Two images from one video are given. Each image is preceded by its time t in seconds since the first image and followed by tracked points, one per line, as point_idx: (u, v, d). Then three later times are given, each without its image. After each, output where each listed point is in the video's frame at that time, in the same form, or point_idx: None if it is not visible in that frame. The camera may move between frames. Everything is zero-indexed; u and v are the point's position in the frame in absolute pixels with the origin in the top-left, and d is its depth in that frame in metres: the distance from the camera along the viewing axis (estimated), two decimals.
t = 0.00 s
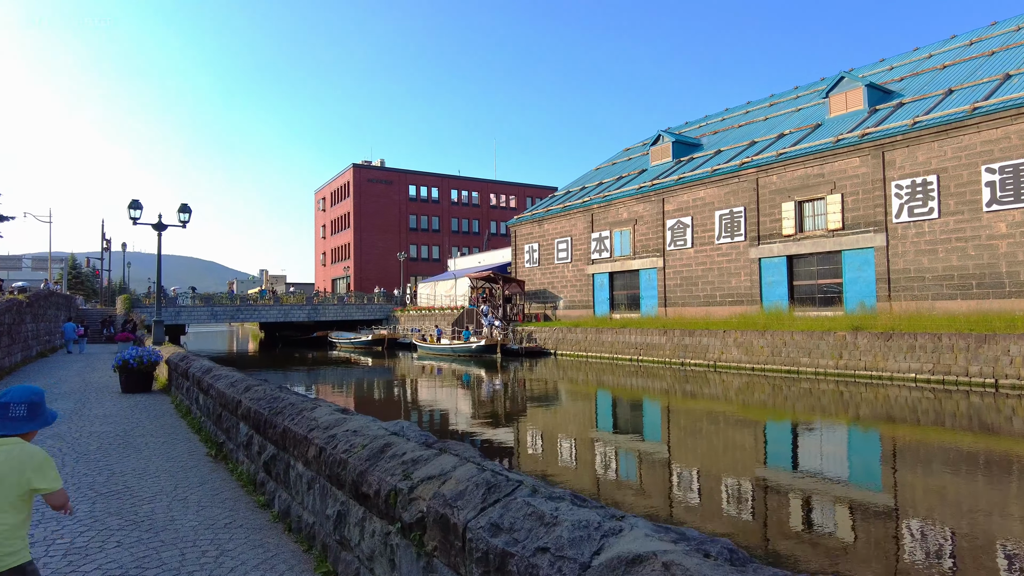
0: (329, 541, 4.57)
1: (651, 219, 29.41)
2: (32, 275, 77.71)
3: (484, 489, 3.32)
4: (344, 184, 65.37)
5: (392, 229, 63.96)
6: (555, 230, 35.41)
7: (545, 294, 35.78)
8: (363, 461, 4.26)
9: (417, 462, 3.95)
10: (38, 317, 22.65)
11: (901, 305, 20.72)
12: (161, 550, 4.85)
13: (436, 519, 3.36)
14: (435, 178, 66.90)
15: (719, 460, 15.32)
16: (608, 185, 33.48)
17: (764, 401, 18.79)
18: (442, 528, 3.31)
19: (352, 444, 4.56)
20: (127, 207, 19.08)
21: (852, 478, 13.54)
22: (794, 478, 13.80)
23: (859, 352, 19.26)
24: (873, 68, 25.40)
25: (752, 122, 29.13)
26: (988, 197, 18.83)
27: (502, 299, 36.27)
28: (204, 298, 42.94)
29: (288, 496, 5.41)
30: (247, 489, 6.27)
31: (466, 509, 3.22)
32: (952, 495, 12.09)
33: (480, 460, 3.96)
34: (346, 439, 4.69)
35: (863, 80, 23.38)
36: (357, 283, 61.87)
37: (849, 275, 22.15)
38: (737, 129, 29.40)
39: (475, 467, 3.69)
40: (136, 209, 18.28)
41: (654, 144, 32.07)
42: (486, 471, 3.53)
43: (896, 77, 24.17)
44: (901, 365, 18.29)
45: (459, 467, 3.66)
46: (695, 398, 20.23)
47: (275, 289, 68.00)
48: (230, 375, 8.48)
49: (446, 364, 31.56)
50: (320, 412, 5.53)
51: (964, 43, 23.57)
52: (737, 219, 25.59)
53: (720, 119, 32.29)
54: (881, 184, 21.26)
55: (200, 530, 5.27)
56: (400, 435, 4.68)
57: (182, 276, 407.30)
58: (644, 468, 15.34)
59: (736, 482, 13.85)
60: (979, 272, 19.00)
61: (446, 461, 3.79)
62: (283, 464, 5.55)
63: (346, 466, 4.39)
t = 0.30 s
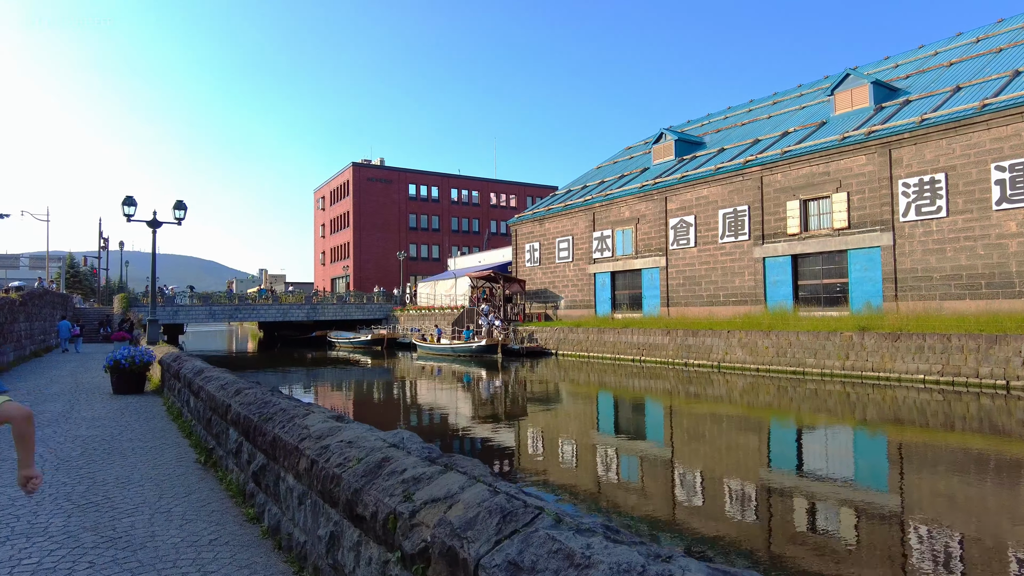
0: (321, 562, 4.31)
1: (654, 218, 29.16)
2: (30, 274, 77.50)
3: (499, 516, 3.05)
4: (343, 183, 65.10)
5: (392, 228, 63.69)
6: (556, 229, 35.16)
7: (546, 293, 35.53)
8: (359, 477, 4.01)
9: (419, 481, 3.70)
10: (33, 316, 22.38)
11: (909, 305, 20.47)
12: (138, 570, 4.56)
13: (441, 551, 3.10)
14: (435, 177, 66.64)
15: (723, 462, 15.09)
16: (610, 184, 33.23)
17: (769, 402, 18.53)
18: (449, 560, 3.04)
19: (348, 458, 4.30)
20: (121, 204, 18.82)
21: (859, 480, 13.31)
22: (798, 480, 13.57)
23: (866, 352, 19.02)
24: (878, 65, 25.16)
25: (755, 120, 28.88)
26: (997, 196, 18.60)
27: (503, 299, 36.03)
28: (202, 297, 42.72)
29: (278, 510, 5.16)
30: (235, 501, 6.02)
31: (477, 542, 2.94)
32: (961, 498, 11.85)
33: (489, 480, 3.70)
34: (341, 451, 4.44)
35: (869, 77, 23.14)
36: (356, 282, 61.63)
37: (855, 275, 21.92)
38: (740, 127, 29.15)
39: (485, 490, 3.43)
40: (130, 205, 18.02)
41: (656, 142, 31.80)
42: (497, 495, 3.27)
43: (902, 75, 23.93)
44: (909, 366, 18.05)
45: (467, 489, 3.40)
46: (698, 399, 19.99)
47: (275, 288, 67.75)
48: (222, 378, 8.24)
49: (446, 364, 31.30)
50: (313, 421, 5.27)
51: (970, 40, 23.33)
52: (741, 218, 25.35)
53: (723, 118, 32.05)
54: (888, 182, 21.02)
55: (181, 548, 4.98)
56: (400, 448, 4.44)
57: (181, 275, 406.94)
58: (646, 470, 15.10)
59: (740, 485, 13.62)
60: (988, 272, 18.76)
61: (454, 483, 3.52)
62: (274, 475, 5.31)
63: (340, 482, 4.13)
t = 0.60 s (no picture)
0: None
1: (652, 217, 28.96)
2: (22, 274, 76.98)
3: (508, 552, 2.79)
4: (339, 183, 64.79)
5: (388, 228, 63.39)
6: (553, 229, 34.95)
7: (543, 294, 35.32)
8: (345, 498, 3.77)
9: (411, 502, 3.47)
10: (22, 316, 22.04)
11: (910, 306, 20.30)
12: None
13: None
14: (431, 177, 66.37)
15: (722, 463, 14.91)
16: (607, 183, 33.03)
17: (769, 404, 18.34)
18: None
19: (335, 476, 4.06)
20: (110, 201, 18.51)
21: (860, 482, 13.14)
22: (798, 482, 13.40)
23: (868, 354, 18.85)
24: (877, 65, 25.04)
25: (754, 119, 28.72)
26: (1001, 195, 18.45)
27: (500, 299, 35.79)
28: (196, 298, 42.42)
29: (260, 528, 4.93)
30: (217, 514, 5.78)
31: None
32: (964, 501, 11.66)
33: (492, 506, 3.46)
34: (326, 468, 4.21)
35: (869, 76, 22.99)
36: (352, 282, 61.31)
37: (856, 275, 21.76)
38: (739, 127, 28.99)
39: (489, 518, 3.18)
40: (119, 203, 17.73)
41: (654, 141, 31.62)
42: (502, 525, 3.03)
43: (902, 74, 23.80)
44: (911, 367, 17.88)
45: (468, 517, 3.16)
46: (697, 401, 19.81)
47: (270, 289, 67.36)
48: (209, 382, 8.01)
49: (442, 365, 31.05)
50: (299, 433, 5.03)
51: (970, 39, 23.21)
52: (740, 218, 25.18)
53: (721, 117, 31.89)
54: (889, 181, 20.86)
55: (154, 569, 4.69)
56: (390, 464, 4.22)
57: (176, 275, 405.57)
58: (644, 472, 14.91)
59: (739, 486, 13.43)
60: (990, 273, 18.61)
61: (454, 510, 3.27)
62: (256, 488, 5.09)
63: (325, 503, 3.90)
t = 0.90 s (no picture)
0: None
1: (648, 217, 28.76)
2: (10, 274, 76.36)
3: None
4: (332, 182, 64.36)
5: (381, 228, 63.01)
6: (548, 228, 34.70)
7: (539, 294, 35.06)
8: (319, 530, 3.46)
9: (392, 535, 3.16)
10: (6, 316, 21.64)
11: (910, 306, 20.14)
12: None
13: None
14: (426, 176, 66.02)
15: (719, 465, 14.70)
16: (603, 182, 32.80)
17: (768, 405, 18.14)
18: None
19: (311, 503, 3.74)
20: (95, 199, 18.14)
21: (859, 484, 12.95)
22: (797, 484, 13.20)
23: (868, 354, 18.66)
24: (875, 63, 24.90)
25: (751, 118, 28.55)
26: (1002, 193, 18.28)
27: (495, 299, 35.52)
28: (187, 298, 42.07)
29: (231, 552, 4.62)
30: (189, 532, 5.46)
31: None
32: (965, 503, 11.46)
33: (487, 546, 3.16)
34: (301, 493, 3.90)
35: (868, 74, 22.82)
36: (345, 282, 60.93)
37: (855, 275, 21.58)
38: (736, 126, 28.81)
39: (482, 561, 2.88)
40: (104, 200, 17.37)
41: (650, 140, 31.41)
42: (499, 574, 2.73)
43: (900, 72, 23.64)
44: (913, 368, 17.70)
45: (460, 562, 2.85)
46: (694, 402, 19.59)
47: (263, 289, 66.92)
48: (191, 389, 7.71)
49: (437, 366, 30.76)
50: (276, 450, 4.72)
51: (969, 37, 23.08)
52: (738, 217, 24.99)
53: (718, 116, 31.71)
54: (889, 180, 20.70)
55: None
56: (371, 489, 3.91)
57: (169, 276, 403.73)
58: (640, 473, 14.70)
59: (737, 488, 13.21)
60: (992, 272, 18.45)
61: (446, 549, 2.97)
62: (227, 508, 4.79)
63: (298, 534, 3.58)
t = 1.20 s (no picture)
0: None
1: (648, 215, 28.53)
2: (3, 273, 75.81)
3: None
4: (329, 180, 64.01)
5: (378, 227, 62.70)
6: (547, 227, 34.44)
7: (537, 293, 34.81)
8: (303, 569, 3.13)
9: None
10: None
11: (915, 305, 19.93)
12: None
13: None
14: (423, 175, 65.71)
15: (720, 466, 14.47)
16: (603, 180, 32.55)
17: (770, 405, 17.91)
18: None
19: (295, 535, 3.43)
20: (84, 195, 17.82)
21: (862, 485, 12.73)
22: (799, 486, 12.97)
23: (873, 354, 18.45)
24: (876, 60, 24.70)
25: (751, 115, 28.33)
26: (1009, 191, 18.06)
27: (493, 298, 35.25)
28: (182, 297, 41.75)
29: None
30: (167, 551, 5.14)
31: None
32: (970, 505, 11.25)
33: None
34: (285, 522, 3.59)
35: (871, 70, 22.61)
36: (342, 281, 60.59)
37: (859, 273, 21.38)
38: (736, 123, 28.59)
39: None
40: (93, 197, 17.06)
41: (650, 138, 31.16)
42: None
43: (902, 69, 23.45)
44: (918, 368, 17.49)
45: None
46: (694, 402, 19.34)
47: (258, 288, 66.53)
48: (179, 395, 7.43)
49: (435, 365, 30.48)
50: (261, 469, 4.41)
51: (972, 34, 22.89)
52: (739, 215, 24.78)
53: (717, 114, 31.48)
54: (893, 177, 20.49)
55: None
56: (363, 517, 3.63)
57: (165, 275, 402.55)
58: (641, 473, 14.49)
59: (738, 489, 13.00)
60: (998, 270, 18.24)
61: None
62: (206, 530, 4.50)
63: (279, 571, 3.27)
